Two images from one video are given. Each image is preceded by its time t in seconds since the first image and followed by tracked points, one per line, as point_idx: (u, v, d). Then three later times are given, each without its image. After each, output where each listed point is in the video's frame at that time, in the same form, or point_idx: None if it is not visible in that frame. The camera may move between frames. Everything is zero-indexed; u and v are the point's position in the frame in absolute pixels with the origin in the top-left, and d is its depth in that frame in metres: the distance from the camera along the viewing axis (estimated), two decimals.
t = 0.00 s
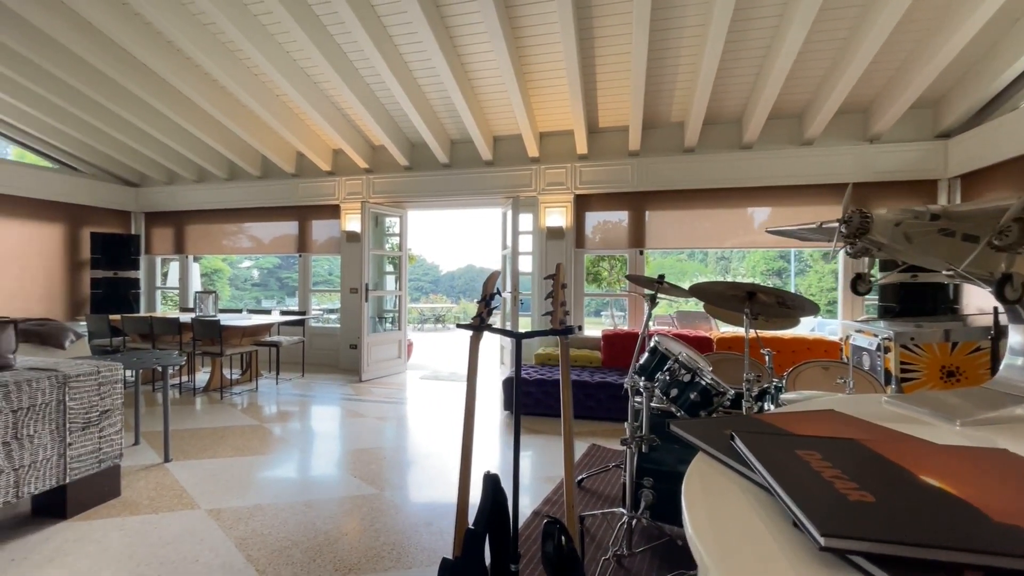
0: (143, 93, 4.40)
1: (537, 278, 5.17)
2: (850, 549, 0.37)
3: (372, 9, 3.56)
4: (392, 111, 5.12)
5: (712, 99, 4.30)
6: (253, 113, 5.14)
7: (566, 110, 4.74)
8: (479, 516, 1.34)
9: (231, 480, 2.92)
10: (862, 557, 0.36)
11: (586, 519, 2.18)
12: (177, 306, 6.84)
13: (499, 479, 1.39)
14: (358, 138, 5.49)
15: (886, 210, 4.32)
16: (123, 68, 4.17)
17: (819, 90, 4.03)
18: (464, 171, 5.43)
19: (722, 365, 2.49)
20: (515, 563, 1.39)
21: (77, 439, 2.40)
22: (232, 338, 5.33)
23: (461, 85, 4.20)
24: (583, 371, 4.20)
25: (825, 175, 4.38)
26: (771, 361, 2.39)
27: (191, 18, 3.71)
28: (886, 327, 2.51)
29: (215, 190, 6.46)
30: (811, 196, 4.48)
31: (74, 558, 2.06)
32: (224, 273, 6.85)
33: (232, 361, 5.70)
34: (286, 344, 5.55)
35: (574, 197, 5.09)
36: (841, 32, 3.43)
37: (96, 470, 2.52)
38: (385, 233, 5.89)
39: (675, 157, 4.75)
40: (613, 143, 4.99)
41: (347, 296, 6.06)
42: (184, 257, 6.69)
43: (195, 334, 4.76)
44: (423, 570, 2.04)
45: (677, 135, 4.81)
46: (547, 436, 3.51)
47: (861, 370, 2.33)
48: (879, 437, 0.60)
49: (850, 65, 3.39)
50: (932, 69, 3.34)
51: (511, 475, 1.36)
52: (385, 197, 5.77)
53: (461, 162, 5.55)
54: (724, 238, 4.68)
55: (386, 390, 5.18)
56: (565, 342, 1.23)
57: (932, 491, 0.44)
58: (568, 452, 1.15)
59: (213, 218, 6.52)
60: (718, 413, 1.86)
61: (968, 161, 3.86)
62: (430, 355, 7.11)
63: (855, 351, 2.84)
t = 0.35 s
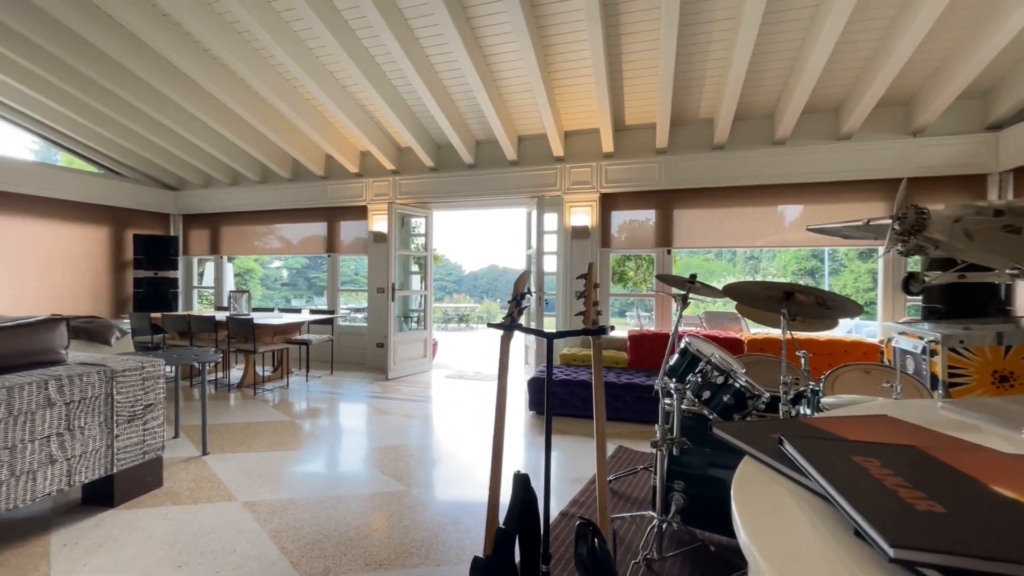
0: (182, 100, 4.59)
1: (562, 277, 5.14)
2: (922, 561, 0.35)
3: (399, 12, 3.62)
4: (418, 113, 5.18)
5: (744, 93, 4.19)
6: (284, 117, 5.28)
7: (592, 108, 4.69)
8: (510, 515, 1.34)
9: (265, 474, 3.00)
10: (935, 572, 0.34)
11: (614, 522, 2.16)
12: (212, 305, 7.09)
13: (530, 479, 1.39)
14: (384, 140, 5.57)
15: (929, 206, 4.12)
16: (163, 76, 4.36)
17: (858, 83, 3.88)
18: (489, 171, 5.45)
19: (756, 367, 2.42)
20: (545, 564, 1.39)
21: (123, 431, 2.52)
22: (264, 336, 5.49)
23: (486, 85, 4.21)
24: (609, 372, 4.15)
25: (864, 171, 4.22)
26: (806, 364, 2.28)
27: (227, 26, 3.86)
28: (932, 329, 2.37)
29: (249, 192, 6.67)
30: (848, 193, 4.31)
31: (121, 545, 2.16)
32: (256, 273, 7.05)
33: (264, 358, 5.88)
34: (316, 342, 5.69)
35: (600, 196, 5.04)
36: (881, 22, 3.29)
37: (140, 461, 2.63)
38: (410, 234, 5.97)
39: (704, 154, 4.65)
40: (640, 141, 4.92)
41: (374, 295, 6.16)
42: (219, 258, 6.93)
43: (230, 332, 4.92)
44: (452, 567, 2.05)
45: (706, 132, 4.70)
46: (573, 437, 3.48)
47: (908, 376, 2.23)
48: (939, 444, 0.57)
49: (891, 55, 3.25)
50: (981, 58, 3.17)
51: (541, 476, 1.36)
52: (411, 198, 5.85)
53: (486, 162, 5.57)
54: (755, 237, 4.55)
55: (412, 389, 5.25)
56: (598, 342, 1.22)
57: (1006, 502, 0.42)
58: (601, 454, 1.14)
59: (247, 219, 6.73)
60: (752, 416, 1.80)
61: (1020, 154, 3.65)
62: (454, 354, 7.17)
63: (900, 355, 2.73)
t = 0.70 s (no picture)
0: (218, 107, 4.77)
1: (587, 278, 5.10)
2: None
3: (426, 16, 3.68)
4: (443, 115, 5.24)
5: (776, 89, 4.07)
6: (314, 123, 5.43)
7: (618, 106, 4.64)
8: (540, 518, 1.34)
9: (295, 470, 3.08)
10: None
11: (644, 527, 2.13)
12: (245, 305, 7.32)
13: (561, 482, 1.38)
14: (410, 142, 5.65)
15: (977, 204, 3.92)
16: (201, 85, 4.56)
17: (898, 75, 3.72)
18: (513, 172, 5.45)
19: (791, 372, 2.36)
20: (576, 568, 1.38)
21: (164, 427, 2.62)
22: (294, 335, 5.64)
23: (511, 86, 4.22)
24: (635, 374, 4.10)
25: (904, 167, 4.04)
26: (842, 367, 2.20)
27: (261, 36, 4.01)
28: (983, 333, 2.32)
29: (280, 196, 6.86)
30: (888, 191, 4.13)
31: (163, 535, 2.25)
32: (285, 274, 7.24)
33: (294, 357, 6.03)
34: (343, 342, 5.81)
35: (626, 196, 4.98)
36: (924, 12, 3.15)
37: (180, 455, 2.74)
38: (435, 235, 6.05)
39: (734, 152, 4.54)
40: (667, 139, 4.84)
41: (400, 296, 6.24)
42: (252, 259, 7.15)
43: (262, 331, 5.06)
44: (480, 567, 2.06)
45: (736, 129, 4.59)
46: (597, 440, 3.46)
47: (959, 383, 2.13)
48: (1008, 456, 0.54)
49: (935, 46, 3.11)
50: None
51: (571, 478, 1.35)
52: (437, 199, 5.92)
53: (510, 163, 5.58)
54: (788, 236, 4.42)
55: (437, 389, 5.30)
56: (632, 345, 1.20)
57: None
58: (635, 458, 1.12)
59: (278, 222, 6.93)
60: (786, 421, 1.79)
61: None
62: (478, 355, 7.21)
63: (946, 360, 2.63)
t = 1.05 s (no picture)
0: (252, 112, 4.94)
1: (614, 278, 5.04)
2: None
3: (453, 19, 3.72)
4: (469, 116, 5.27)
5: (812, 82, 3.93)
6: (343, 126, 5.55)
7: (646, 104, 4.57)
8: (575, 521, 1.33)
9: (326, 467, 3.14)
10: None
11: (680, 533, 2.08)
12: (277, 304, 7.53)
13: (595, 485, 1.37)
14: (436, 144, 5.70)
15: None
16: (236, 92, 4.73)
17: (945, 66, 3.55)
18: (539, 172, 5.44)
19: (832, 375, 2.27)
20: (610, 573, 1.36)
21: (205, 422, 2.72)
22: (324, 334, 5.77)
23: (537, 86, 4.22)
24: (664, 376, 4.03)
25: (951, 162, 3.85)
26: (887, 372, 2.08)
27: (293, 42, 4.14)
28: None
29: (310, 198, 7.02)
30: (933, 187, 3.94)
31: (204, 526, 2.34)
32: (314, 275, 7.40)
33: (324, 356, 6.18)
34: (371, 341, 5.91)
35: (654, 195, 4.90)
36: None
37: (219, 449, 2.83)
38: (460, 235, 6.10)
39: (767, 148, 4.41)
40: (697, 137, 4.74)
41: (426, 296, 6.31)
42: (283, 260, 7.34)
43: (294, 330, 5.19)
44: (510, 568, 2.06)
45: (769, 125, 4.46)
46: (624, 442, 3.41)
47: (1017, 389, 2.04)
48: None
49: (987, 35, 2.96)
50: None
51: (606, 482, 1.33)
52: (463, 201, 5.96)
53: (535, 163, 5.56)
54: (824, 235, 4.26)
55: (463, 388, 5.34)
56: (671, 348, 1.18)
57: None
58: (675, 464, 1.10)
59: (308, 223, 7.11)
60: (829, 426, 1.73)
61: None
62: (503, 355, 7.23)
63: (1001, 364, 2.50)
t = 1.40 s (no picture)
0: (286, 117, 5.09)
1: (642, 279, 4.97)
2: None
3: (480, 21, 3.75)
4: (495, 117, 5.29)
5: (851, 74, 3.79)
6: (371, 129, 5.65)
7: (675, 101, 4.49)
8: (611, 525, 1.32)
9: (357, 464, 3.20)
10: None
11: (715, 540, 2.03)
12: (308, 304, 7.74)
13: (631, 489, 1.35)
14: (462, 145, 5.74)
15: None
16: (271, 98, 4.89)
17: (998, 54, 3.36)
18: (565, 172, 5.41)
19: (875, 378, 2.18)
20: None
21: (244, 418, 2.81)
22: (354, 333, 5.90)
23: (564, 85, 4.20)
24: (694, 378, 3.96)
25: (1004, 155, 3.64)
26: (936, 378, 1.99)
27: (324, 49, 4.25)
28: None
29: (339, 201, 7.18)
30: (984, 182, 3.73)
31: (244, 519, 2.42)
32: (343, 275, 7.55)
33: (353, 355, 6.31)
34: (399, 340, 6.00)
35: (684, 194, 4.82)
36: None
37: (257, 445, 2.93)
38: (486, 236, 6.14)
39: (803, 144, 4.26)
40: (728, 134, 4.63)
41: (452, 297, 6.36)
42: (314, 261, 7.54)
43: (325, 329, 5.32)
44: (542, 570, 2.06)
45: (805, 120, 4.32)
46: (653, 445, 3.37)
47: None
48: None
49: None
50: None
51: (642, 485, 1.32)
52: (488, 202, 5.98)
53: (561, 163, 5.54)
54: (864, 233, 4.09)
55: (489, 388, 5.36)
56: (713, 351, 1.16)
57: None
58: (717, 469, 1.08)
59: (337, 225, 7.27)
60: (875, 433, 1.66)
61: None
62: (528, 355, 7.23)
63: None
